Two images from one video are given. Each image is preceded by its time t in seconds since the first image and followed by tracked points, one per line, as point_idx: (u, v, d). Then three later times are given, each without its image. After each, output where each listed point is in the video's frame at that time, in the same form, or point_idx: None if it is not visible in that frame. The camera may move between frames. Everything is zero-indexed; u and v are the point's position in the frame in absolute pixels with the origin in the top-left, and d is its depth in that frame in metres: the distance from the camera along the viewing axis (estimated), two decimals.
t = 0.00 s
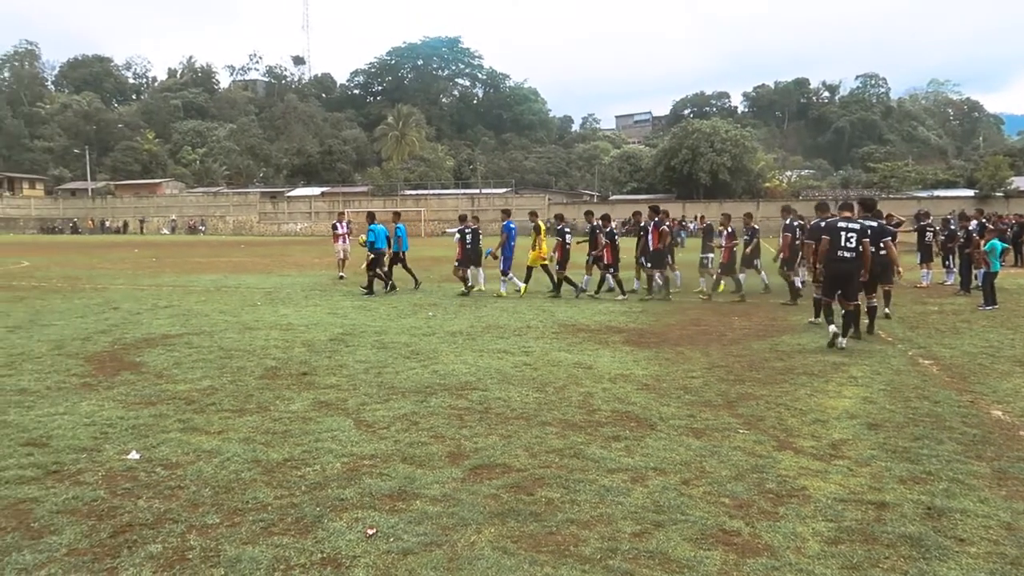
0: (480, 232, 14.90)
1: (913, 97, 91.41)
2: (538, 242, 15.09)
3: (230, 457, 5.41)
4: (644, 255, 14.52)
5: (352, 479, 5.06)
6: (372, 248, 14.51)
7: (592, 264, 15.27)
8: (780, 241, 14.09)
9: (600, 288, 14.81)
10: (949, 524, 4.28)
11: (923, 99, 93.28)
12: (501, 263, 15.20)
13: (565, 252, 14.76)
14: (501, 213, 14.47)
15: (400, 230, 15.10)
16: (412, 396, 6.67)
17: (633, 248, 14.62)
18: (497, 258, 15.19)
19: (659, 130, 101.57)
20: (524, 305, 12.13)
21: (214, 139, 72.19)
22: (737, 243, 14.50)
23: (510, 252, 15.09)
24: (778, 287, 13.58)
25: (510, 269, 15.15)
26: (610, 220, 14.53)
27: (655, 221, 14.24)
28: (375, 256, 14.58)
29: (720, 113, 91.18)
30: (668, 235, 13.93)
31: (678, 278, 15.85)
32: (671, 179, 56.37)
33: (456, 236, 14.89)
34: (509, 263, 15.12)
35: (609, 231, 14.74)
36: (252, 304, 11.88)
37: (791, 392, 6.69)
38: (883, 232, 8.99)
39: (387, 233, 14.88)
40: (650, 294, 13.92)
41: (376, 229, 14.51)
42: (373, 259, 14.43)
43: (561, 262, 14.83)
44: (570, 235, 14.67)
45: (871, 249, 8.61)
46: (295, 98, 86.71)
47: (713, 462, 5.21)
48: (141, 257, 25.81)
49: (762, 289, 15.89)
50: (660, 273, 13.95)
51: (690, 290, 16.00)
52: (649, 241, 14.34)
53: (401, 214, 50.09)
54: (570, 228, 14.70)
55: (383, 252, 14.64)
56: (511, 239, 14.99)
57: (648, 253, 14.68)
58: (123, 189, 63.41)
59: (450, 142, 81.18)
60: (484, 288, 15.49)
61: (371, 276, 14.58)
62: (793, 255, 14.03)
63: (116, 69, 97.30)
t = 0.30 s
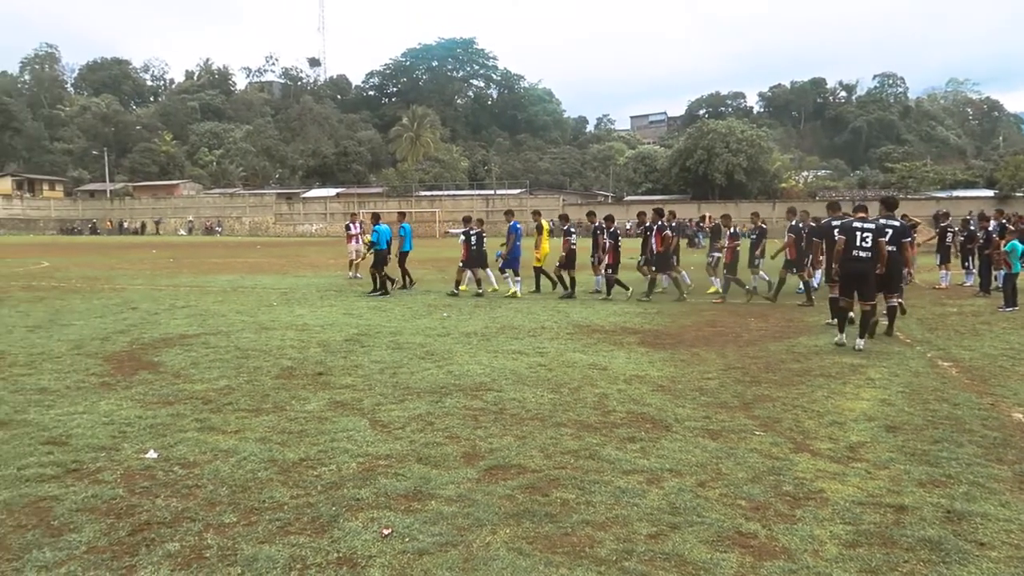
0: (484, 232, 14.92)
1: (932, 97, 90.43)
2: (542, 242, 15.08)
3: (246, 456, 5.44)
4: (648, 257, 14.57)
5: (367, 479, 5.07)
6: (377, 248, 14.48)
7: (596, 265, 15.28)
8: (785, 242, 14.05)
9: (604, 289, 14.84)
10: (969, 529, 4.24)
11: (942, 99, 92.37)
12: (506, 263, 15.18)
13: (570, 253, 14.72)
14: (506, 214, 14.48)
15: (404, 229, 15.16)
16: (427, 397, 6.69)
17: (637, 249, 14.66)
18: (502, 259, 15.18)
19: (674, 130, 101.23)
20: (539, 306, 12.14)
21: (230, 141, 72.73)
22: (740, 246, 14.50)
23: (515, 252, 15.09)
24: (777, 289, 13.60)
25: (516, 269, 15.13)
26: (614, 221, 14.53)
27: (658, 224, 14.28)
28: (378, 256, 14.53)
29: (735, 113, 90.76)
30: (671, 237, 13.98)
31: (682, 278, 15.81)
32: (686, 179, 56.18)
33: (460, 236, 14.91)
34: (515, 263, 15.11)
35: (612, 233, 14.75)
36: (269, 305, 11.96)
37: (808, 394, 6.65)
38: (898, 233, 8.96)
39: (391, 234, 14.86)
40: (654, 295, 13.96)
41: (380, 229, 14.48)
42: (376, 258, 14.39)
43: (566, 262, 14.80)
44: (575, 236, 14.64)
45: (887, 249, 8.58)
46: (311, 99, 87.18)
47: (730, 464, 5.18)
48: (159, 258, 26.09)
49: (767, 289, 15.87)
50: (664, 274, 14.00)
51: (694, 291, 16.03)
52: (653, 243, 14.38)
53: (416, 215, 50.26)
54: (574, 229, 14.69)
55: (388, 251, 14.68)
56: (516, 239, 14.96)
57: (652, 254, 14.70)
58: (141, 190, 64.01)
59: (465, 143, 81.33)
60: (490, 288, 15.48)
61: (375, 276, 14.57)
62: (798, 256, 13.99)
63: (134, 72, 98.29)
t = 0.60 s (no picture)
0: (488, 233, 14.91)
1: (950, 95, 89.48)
2: (547, 243, 15.08)
3: (262, 455, 5.47)
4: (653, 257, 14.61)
5: (381, 479, 5.09)
6: (380, 249, 14.54)
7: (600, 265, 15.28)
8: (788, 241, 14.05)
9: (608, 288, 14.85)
10: (988, 532, 4.20)
11: (961, 98, 91.40)
12: (512, 265, 15.19)
13: (575, 254, 14.73)
14: (510, 215, 14.48)
15: (409, 230, 15.21)
16: (442, 397, 6.71)
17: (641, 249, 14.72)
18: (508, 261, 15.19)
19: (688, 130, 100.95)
20: (553, 306, 12.12)
21: (246, 141, 73.18)
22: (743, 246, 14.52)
23: (521, 255, 15.09)
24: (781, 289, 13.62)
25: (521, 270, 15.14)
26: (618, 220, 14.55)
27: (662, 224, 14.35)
28: (381, 257, 14.59)
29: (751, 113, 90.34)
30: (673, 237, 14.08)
31: (686, 279, 15.75)
32: (701, 179, 56.02)
33: (463, 238, 14.92)
34: (521, 264, 15.13)
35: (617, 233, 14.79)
36: (285, 305, 12.01)
37: (825, 396, 6.61)
38: (911, 231, 8.88)
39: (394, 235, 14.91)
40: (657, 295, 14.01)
41: (383, 230, 14.53)
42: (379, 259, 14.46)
43: (571, 263, 14.81)
44: (580, 237, 14.63)
45: (900, 248, 8.50)
46: (326, 99, 87.69)
47: (745, 466, 5.16)
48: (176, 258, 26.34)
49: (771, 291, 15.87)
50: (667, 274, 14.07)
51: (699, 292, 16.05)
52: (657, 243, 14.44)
53: (431, 215, 50.42)
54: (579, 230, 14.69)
55: (393, 252, 14.75)
56: (521, 241, 14.97)
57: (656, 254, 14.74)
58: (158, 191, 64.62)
59: (479, 144, 81.52)
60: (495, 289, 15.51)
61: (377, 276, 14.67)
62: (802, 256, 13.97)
63: (151, 74, 99.19)
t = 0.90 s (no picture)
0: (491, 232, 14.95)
1: (968, 95, 88.61)
2: (549, 244, 15.03)
3: (277, 455, 5.51)
4: (655, 258, 14.59)
5: (396, 479, 5.10)
6: (382, 248, 14.53)
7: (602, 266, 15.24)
8: (791, 240, 14.04)
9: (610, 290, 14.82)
10: (1009, 536, 4.15)
11: (979, 97, 90.36)
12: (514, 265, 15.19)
13: (577, 255, 14.69)
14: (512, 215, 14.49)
15: (412, 231, 15.23)
16: (455, 397, 6.73)
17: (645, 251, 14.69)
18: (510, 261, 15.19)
19: (702, 130, 100.52)
20: (566, 307, 12.10)
21: (262, 142, 73.68)
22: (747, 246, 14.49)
23: (522, 255, 15.09)
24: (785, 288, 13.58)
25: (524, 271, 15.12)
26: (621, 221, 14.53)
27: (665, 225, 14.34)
28: (384, 256, 14.60)
29: (765, 113, 89.83)
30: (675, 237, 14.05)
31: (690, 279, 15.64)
32: (715, 179, 55.80)
33: (466, 238, 14.93)
34: (523, 265, 15.13)
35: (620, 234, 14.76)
36: (300, 305, 12.08)
37: (841, 397, 6.56)
38: (924, 230, 8.80)
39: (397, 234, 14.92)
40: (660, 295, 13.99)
41: (385, 229, 14.55)
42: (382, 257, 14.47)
43: (573, 264, 14.78)
44: (582, 238, 14.58)
45: (912, 247, 8.43)
46: (339, 99, 88.06)
47: (760, 468, 5.13)
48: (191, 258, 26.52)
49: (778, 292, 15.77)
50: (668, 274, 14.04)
51: (704, 293, 15.99)
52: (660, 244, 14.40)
53: (444, 215, 50.53)
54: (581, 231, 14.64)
55: (395, 251, 14.76)
56: (523, 242, 14.95)
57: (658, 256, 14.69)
58: (175, 192, 65.16)
59: (492, 144, 81.61)
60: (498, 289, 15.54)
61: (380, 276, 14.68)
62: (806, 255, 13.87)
63: (167, 75, 100.13)
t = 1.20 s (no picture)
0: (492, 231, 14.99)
1: (981, 95, 87.93)
2: (549, 243, 15.04)
3: (287, 454, 5.53)
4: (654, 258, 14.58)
5: (405, 479, 5.11)
6: (383, 247, 14.57)
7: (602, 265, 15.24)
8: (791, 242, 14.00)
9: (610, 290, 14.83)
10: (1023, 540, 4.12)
11: (992, 96, 89.55)
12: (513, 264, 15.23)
13: (577, 256, 14.71)
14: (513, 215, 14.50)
15: (413, 230, 15.27)
16: (465, 397, 6.73)
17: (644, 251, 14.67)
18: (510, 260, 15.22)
19: (712, 130, 100.20)
20: (576, 308, 12.09)
21: (272, 143, 73.96)
22: (746, 246, 14.51)
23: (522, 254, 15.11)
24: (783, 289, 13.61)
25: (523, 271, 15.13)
26: (621, 221, 14.50)
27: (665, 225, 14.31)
28: (386, 255, 14.64)
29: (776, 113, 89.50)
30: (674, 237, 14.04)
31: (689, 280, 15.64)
32: (725, 180, 55.66)
33: (467, 237, 14.96)
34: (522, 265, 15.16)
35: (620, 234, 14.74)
36: (310, 305, 12.11)
37: (852, 399, 6.53)
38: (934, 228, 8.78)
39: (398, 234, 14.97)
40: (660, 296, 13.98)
41: (385, 228, 14.58)
42: (384, 257, 14.52)
43: (573, 263, 14.80)
44: (582, 237, 14.57)
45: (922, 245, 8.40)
46: (350, 100, 88.35)
47: (771, 469, 5.12)
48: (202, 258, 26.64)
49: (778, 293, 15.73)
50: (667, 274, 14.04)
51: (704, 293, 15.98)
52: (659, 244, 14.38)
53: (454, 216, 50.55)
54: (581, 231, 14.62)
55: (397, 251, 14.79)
56: (524, 241, 14.95)
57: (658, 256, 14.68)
58: (186, 193, 65.51)
59: (501, 144, 81.66)
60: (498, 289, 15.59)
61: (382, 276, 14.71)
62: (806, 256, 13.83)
63: (179, 77, 100.76)
